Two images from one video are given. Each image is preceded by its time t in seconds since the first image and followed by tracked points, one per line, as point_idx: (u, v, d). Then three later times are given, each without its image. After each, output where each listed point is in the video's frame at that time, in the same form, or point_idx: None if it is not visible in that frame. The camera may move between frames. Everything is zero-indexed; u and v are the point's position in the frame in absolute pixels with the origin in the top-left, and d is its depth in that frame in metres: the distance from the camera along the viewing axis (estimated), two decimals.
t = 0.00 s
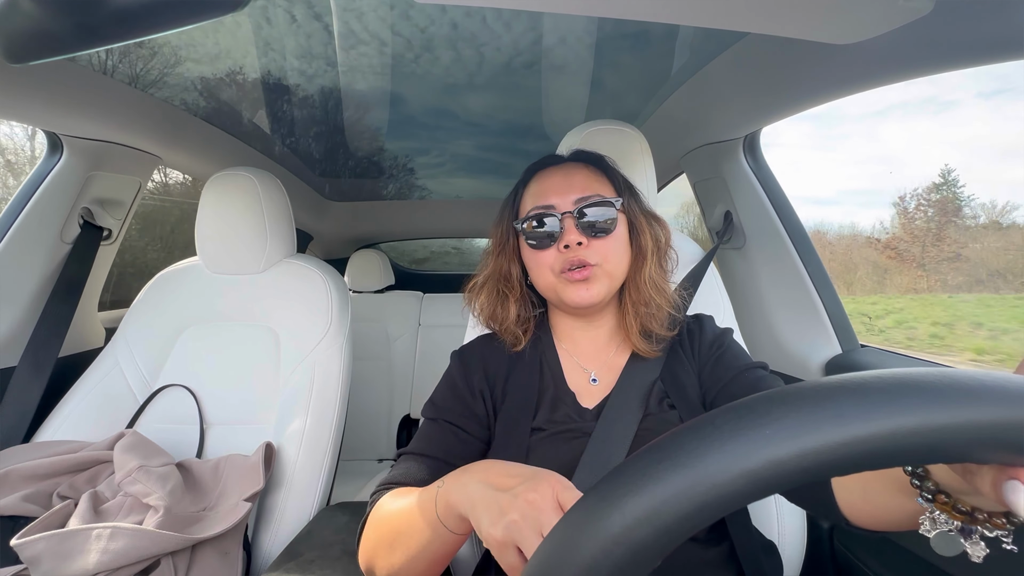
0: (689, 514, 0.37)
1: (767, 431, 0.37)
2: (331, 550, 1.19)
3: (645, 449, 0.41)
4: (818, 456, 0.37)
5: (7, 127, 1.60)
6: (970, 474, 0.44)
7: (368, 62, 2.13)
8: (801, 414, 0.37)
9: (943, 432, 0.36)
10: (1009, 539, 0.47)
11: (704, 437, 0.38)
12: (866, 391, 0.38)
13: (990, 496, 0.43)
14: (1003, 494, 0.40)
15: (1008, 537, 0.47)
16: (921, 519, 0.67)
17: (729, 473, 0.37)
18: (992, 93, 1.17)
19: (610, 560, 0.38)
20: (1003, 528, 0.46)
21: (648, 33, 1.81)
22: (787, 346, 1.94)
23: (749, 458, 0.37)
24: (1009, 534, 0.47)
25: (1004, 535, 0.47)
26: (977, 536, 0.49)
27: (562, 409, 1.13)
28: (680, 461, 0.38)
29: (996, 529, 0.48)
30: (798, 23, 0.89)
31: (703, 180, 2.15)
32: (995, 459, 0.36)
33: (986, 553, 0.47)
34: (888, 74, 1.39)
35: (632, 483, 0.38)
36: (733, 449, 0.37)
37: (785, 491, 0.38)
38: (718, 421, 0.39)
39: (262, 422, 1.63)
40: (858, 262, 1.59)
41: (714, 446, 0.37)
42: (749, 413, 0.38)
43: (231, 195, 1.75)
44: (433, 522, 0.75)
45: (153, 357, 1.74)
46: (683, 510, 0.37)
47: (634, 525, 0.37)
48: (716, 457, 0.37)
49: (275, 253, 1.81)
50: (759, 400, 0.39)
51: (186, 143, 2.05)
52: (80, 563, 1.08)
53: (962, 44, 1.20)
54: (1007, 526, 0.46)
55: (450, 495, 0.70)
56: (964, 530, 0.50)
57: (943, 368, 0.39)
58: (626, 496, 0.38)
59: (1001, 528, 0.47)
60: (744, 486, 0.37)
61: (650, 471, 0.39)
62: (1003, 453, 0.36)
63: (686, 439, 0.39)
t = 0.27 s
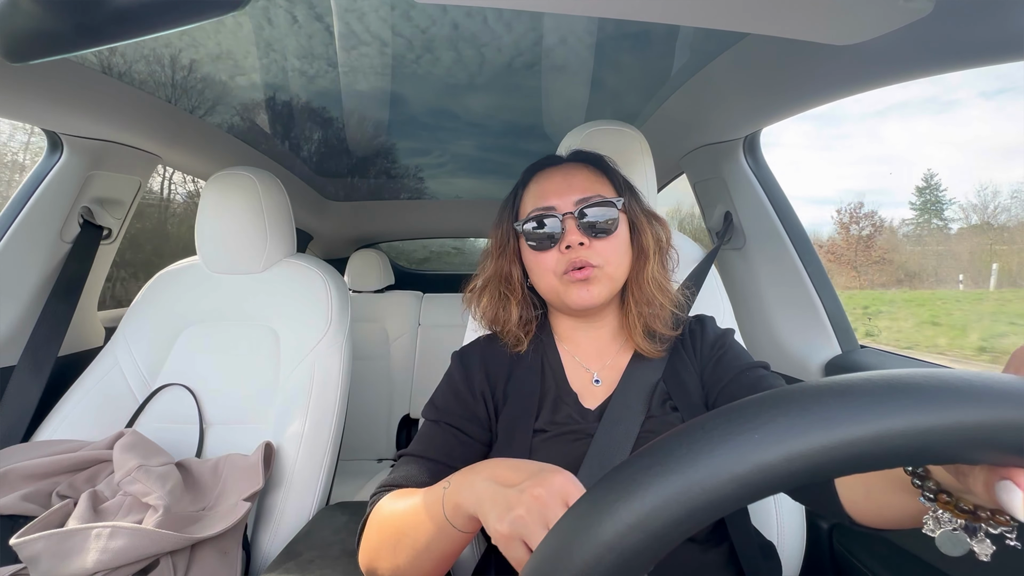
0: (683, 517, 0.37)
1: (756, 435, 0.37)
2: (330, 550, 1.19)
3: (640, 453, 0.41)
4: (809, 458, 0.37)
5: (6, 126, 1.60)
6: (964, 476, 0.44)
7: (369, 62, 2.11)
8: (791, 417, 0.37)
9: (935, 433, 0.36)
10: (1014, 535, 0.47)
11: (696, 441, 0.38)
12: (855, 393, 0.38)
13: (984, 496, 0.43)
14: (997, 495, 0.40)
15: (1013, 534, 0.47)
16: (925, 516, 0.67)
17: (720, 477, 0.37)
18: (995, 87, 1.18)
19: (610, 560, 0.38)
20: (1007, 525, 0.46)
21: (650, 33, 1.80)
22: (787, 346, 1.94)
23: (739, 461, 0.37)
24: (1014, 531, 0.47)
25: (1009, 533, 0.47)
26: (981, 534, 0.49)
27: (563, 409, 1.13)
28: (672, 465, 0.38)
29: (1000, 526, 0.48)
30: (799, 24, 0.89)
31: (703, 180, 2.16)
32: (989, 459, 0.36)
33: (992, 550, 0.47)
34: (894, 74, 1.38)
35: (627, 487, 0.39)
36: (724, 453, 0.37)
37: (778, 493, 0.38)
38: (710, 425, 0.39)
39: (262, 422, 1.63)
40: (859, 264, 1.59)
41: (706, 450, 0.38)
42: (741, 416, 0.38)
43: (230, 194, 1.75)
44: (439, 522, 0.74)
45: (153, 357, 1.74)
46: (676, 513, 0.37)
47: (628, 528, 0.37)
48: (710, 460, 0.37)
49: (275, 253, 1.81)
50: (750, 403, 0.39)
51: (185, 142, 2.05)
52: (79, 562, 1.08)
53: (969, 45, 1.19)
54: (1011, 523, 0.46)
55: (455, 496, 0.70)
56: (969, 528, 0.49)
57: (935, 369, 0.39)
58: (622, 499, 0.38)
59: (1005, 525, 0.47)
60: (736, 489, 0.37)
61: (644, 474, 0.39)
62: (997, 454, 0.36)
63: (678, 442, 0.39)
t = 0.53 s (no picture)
0: (683, 519, 0.37)
1: (757, 435, 0.37)
2: (331, 551, 1.19)
3: (641, 453, 0.41)
4: (810, 460, 0.37)
5: (8, 126, 1.60)
6: (967, 477, 0.44)
7: (370, 62, 2.09)
8: (792, 418, 0.37)
9: (937, 434, 0.36)
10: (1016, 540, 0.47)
11: (697, 441, 0.38)
12: (856, 394, 0.38)
13: (985, 496, 0.42)
14: (998, 497, 0.40)
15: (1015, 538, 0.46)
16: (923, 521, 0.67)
17: (721, 477, 0.37)
18: (999, 87, 1.17)
19: (609, 562, 0.38)
20: (1008, 528, 0.46)
21: (652, 33, 1.79)
22: (788, 347, 1.94)
23: (739, 462, 0.37)
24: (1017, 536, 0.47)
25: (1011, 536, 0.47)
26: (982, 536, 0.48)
27: (564, 410, 1.13)
28: (672, 466, 0.38)
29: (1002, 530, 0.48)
30: (801, 24, 0.89)
31: (704, 180, 2.15)
32: (992, 461, 0.36)
33: (990, 552, 0.47)
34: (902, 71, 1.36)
35: (627, 488, 0.38)
36: (725, 453, 0.37)
37: (779, 494, 0.37)
38: (711, 425, 0.39)
39: (262, 422, 1.63)
40: (861, 264, 1.58)
41: (707, 451, 0.38)
42: (742, 416, 0.38)
43: (231, 194, 1.75)
44: None
45: (154, 357, 1.74)
46: (677, 514, 0.37)
47: (627, 530, 0.37)
48: (710, 462, 0.37)
49: (275, 253, 1.81)
50: (752, 404, 0.39)
51: (185, 141, 2.05)
52: (79, 562, 1.08)
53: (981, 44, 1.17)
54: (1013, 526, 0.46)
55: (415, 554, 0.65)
56: (970, 530, 0.49)
57: (939, 371, 0.39)
58: (622, 500, 0.38)
59: (1007, 528, 0.46)
60: (736, 490, 0.37)
61: (645, 474, 0.39)
62: (1001, 456, 0.36)
63: (680, 442, 0.39)
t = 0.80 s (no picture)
0: (686, 515, 0.37)
1: (764, 432, 0.37)
2: (332, 550, 1.19)
3: (644, 451, 0.41)
4: (814, 457, 0.37)
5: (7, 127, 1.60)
6: (969, 474, 0.44)
7: (372, 62, 2.07)
8: (797, 415, 0.37)
9: (942, 432, 0.36)
10: (1007, 546, 0.48)
11: (696, 440, 0.39)
12: (861, 392, 0.38)
13: (987, 494, 0.42)
14: (999, 493, 0.40)
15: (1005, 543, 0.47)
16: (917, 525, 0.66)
17: (725, 475, 0.37)
18: (1001, 89, 1.15)
19: (608, 562, 0.38)
20: (1002, 533, 0.46)
21: (652, 32, 1.78)
22: (788, 345, 1.94)
23: (746, 458, 0.37)
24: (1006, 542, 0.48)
25: (1002, 542, 0.47)
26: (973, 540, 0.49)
27: (563, 408, 1.13)
28: (677, 462, 0.38)
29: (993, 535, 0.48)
30: (802, 21, 0.88)
31: (704, 179, 2.15)
32: (994, 460, 0.36)
33: (983, 558, 0.47)
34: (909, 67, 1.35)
35: (631, 485, 0.39)
36: (732, 449, 0.37)
37: (783, 492, 0.38)
38: (717, 422, 0.39)
39: (263, 422, 1.64)
40: (863, 264, 1.57)
41: (711, 447, 0.38)
42: (747, 414, 0.39)
43: (232, 194, 1.75)
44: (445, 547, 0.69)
45: (155, 357, 1.74)
46: (680, 511, 0.37)
47: (631, 526, 0.37)
48: (709, 460, 0.37)
49: (275, 253, 1.81)
50: (756, 401, 0.40)
51: (185, 140, 2.05)
52: (81, 562, 1.08)
53: (988, 41, 1.16)
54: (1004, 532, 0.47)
55: None
56: (963, 535, 0.50)
57: (943, 369, 0.39)
58: (626, 497, 0.38)
59: (999, 533, 0.47)
60: (740, 488, 0.37)
61: (648, 472, 0.39)
62: (1003, 456, 0.36)
63: (685, 439, 0.39)
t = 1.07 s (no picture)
0: (691, 512, 0.37)
1: (770, 429, 0.37)
2: (331, 550, 1.19)
3: (647, 448, 0.41)
4: (820, 455, 0.37)
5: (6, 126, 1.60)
6: (971, 474, 0.44)
7: (373, 62, 2.05)
8: (803, 413, 0.37)
9: (947, 431, 0.36)
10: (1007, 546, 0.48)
11: (696, 439, 0.39)
12: (867, 390, 0.38)
13: (990, 494, 0.42)
14: (1001, 493, 0.40)
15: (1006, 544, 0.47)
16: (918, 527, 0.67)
17: (731, 471, 0.37)
18: (1003, 86, 1.17)
19: (609, 562, 0.38)
20: (1003, 535, 0.47)
21: (654, 32, 1.78)
22: (788, 345, 1.94)
23: (752, 455, 0.37)
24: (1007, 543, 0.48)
25: (1002, 542, 0.48)
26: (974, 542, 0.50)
27: (560, 405, 1.13)
28: (683, 459, 0.38)
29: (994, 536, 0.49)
30: (804, 21, 0.88)
31: (704, 179, 2.15)
32: (997, 460, 0.36)
33: (983, 561, 0.48)
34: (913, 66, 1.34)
35: (635, 482, 0.39)
36: (737, 446, 0.37)
37: (788, 490, 0.38)
38: (722, 419, 0.39)
39: (262, 421, 1.64)
40: (864, 265, 1.57)
41: (715, 445, 0.38)
42: (752, 411, 0.39)
43: (231, 194, 1.75)
44: (344, 533, 0.73)
45: (155, 357, 1.74)
46: (684, 508, 0.37)
47: (636, 523, 0.37)
48: (708, 458, 0.37)
49: (275, 252, 1.81)
50: (761, 399, 0.40)
51: (184, 139, 2.05)
52: (81, 562, 1.08)
53: (993, 40, 1.16)
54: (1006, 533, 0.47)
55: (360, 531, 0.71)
56: (963, 536, 0.50)
57: (947, 368, 0.39)
58: (629, 495, 0.38)
59: (1001, 534, 0.47)
60: (745, 485, 0.37)
61: (650, 470, 0.39)
62: (1006, 455, 0.36)
63: (689, 436, 0.39)
